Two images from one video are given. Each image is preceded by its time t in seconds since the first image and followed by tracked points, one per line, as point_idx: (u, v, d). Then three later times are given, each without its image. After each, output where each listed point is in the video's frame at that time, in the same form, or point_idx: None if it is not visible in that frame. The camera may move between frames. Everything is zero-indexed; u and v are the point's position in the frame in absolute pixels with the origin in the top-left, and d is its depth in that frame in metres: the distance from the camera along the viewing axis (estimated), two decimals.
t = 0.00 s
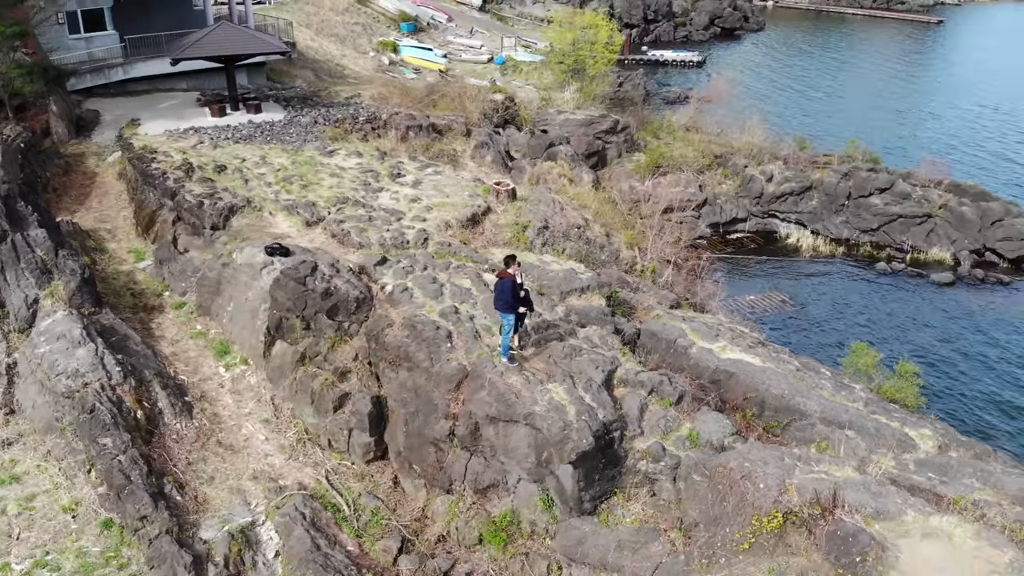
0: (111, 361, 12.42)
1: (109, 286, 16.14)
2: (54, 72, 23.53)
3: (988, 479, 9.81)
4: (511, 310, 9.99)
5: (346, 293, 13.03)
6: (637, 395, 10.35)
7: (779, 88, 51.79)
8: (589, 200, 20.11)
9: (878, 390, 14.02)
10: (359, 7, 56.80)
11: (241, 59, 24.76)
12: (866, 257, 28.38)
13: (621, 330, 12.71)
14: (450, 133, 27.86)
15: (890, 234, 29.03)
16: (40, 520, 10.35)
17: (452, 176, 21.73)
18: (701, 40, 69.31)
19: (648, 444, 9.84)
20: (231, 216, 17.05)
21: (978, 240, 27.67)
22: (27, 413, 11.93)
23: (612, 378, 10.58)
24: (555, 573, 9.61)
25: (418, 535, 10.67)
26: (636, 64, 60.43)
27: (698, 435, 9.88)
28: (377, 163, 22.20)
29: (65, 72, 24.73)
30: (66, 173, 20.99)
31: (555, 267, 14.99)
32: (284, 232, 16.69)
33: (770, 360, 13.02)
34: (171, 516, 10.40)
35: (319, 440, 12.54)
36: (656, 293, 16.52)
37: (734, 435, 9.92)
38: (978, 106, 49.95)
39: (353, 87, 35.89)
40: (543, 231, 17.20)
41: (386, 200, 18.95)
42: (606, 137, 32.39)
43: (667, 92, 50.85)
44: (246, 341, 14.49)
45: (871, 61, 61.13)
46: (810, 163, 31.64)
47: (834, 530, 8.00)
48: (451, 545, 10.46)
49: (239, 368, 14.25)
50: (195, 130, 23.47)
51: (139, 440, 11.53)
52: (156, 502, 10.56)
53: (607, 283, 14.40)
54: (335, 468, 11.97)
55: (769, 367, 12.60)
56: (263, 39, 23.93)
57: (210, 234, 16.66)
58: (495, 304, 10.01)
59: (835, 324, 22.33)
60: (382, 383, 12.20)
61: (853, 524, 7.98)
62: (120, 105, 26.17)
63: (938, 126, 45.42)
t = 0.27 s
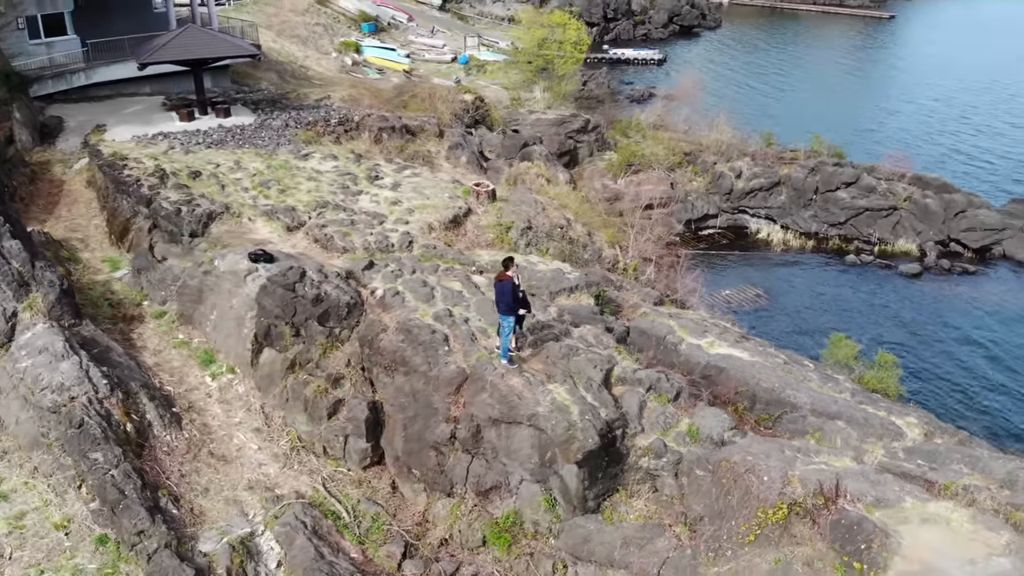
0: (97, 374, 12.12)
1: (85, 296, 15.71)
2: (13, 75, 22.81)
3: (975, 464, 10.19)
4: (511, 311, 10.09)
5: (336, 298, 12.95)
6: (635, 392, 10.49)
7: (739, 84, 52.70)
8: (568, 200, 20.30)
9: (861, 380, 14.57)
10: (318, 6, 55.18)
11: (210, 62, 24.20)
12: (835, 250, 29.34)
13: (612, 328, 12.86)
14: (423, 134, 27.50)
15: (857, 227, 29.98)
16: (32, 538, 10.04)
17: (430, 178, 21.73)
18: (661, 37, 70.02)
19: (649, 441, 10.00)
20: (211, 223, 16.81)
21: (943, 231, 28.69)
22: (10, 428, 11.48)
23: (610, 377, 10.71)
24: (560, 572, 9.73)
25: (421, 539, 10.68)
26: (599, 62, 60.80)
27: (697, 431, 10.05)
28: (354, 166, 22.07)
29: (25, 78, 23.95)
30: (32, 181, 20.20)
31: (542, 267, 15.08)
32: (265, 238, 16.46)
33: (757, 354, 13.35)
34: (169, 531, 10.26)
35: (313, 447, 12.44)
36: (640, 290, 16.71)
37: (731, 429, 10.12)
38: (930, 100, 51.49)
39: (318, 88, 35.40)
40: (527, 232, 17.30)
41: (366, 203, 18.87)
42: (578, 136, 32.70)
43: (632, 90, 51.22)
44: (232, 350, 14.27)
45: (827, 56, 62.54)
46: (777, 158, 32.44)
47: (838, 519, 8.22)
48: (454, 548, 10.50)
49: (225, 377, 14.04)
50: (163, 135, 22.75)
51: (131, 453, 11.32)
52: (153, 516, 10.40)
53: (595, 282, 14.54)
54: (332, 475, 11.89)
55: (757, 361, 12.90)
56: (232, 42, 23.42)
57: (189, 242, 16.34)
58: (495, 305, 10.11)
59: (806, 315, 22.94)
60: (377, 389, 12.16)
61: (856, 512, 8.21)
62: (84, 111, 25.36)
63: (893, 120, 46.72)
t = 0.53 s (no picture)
0: (83, 386, 11.85)
1: (62, 307, 15.31)
2: None
3: (963, 451, 10.53)
4: (510, 313, 10.16)
5: (327, 303, 12.85)
6: (633, 390, 10.63)
7: (704, 81, 53.41)
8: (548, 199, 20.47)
9: (843, 371, 15.03)
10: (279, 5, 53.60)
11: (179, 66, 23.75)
12: (807, 244, 30.14)
13: (604, 326, 12.99)
14: (397, 135, 27.36)
15: (827, 220, 30.80)
16: (25, 556, 9.78)
17: (409, 179, 21.70)
18: (624, 34, 70.45)
19: (650, 437, 10.14)
20: (191, 229, 16.41)
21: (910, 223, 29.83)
22: None
23: (608, 376, 10.83)
24: (565, 570, 9.81)
25: (423, 542, 10.67)
26: (563, 60, 61.01)
27: (696, 425, 10.22)
28: (332, 168, 21.91)
29: None
30: None
31: (530, 267, 15.15)
32: (248, 243, 16.22)
33: (745, 348, 13.64)
34: (168, 543, 10.14)
35: (308, 453, 12.34)
36: (624, 286, 16.88)
37: (729, 424, 10.31)
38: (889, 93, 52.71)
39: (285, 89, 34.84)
40: (511, 232, 17.40)
41: (347, 206, 18.77)
42: (551, 135, 33.02)
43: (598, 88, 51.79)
44: (219, 357, 14.07)
45: (788, 52, 63.61)
46: (746, 154, 33.65)
47: (840, 508, 8.44)
48: (457, 550, 10.52)
49: (213, 386, 13.84)
50: (134, 140, 22.02)
51: (123, 466, 11.13)
52: (151, 529, 10.25)
53: (583, 281, 14.64)
54: (329, 481, 11.81)
55: (746, 356, 13.16)
56: (201, 44, 23.09)
57: (168, 249, 16.00)
58: (494, 307, 10.17)
59: (783, 308, 23.47)
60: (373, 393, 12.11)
61: (857, 501, 8.44)
62: (50, 117, 24.25)
63: (854, 114, 47.77)
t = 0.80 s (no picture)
0: (71, 398, 11.60)
1: (40, 317, 14.93)
2: None
3: (950, 438, 10.87)
4: (509, 313, 10.24)
5: (319, 307, 12.75)
6: (631, 387, 10.76)
7: (671, 78, 53.97)
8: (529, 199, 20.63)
9: (826, 362, 15.44)
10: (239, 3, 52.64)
11: (149, 69, 23.24)
12: (781, 238, 31.10)
13: (596, 325, 13.09)
14: (370, 135, 27.23)
15: (799, 214, 31.84)
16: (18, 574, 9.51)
17: (389, 181, 21.66)
18: (587, 31, 70.93)
19: (649, 433, 10.27)
20: (171, 235, 16.13)
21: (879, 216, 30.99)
22: None
23: (605, 374, 10.93)
24: (568, 569, 9.91)
25: (424, 545, 10.67)
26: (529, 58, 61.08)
27: (694, 420, 10.32)
28: (310, 170, 21.73)
29: None
30: None
31: (517, 267, 15.22)
32: (230, 248, 16.00)
33: (733, 342, 13.89)
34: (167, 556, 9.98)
35: (303, 459, 12.25)
36: (609, 283, 17.06)
37: (726, 418, 10.47)
38: (850, 88, 53.82)
39: (252, 90, 34.27)
40: (495, 232, 17.52)
41: (328, 209, 18.66)
42: (526, 134, 33.51)
43: (565, 86, 52.27)
44: (207, 365, 13.88)
45: (752, 47, 64.54)
46: (718, 150, 34.48)
47: (841, 498, 8.67)
48: (458, 552, 10.53)
49: (202, 394, 13.66)
50: (104, 145, 21.49)
51: (117, 478, 10.93)
52: (149, 541, 10.08)
53: (572, 280, 14.72)
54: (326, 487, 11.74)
55: (735, 350, 13.37)
56: (172, 48, 22.69)
57: (148, 256, 15.69)
58: (493, 307, 10.25)
59: (759, 301, 23.92)
60: (368, 397, 12.06)
61: (857, 489, 8.67)
62: (14, 123, 23.44)
63: (817, 108, 48.71)
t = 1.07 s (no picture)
0: (60, 411, 11.38)
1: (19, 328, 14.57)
2: None
3: (938, 427, 11.19)
4: (509, 315, 10.30)
5: (311, 313, 12.67)
6: (629, 385, 10.88)
7: (640, 76, 54.48)
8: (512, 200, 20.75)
9: (811, 356, 15.83)
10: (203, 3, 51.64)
11: (121, 72, 22.78)
12: (755, 233, 31.77)
13: (589, 325, 13.19)
14: (347, 136, 27.08)
15: (773, 209, 32.53)
16: None
17: (369, 183, 21.57)
18: (555, 30, 71.14)
19: (650, 430, 10.38)
20: (153, 242, 15.86)
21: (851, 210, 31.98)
22: None
23: (603, 373, 11.03)
24: (572, 567, 9.99)
25: (426, 548, 10.66)
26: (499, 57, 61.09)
27: (692, 417, 10.44)
28: (289, 172, 21.51)
29: None
30: None
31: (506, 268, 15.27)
32: (214, 254, 15.79)
33: (723, 338, 14.11)
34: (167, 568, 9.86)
35: (299, 466, 12.15)
36: (595, 281, 17.22)
37: (724, 414, 10.62)
38: (815, 83, 54.88)
39: (221, 92, 33.68)
40: (482, 232, 17.62)
41: (311, 212, 18.51)
42: (502, 134, 34.05)
43: (536, 85, 52.46)
44: (196, 374, 13.70)
45: (718, 45, 65.41)
46: (692, 148, 35.16)
47: (841, 489, 8.87)
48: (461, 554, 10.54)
49: (192, 403, 13.49)
50: (76, 151, 21.00)
51: (111, 491, 10.77)
52: (149, 555, 9.95)
53: (562, 279, 14.80)
54: (324, 493, 11.67)
55: (725, 346, 13.59)
56: (145, 51, 22.30)
57: (130, 264, 15.41)
58: (492, 310, 10.32)
59: (740, 297, 24.39)
60: (365, 402, 12.01)
61: (856, 481, 8.88)
62: None
63: (784, 104, 49.60)
